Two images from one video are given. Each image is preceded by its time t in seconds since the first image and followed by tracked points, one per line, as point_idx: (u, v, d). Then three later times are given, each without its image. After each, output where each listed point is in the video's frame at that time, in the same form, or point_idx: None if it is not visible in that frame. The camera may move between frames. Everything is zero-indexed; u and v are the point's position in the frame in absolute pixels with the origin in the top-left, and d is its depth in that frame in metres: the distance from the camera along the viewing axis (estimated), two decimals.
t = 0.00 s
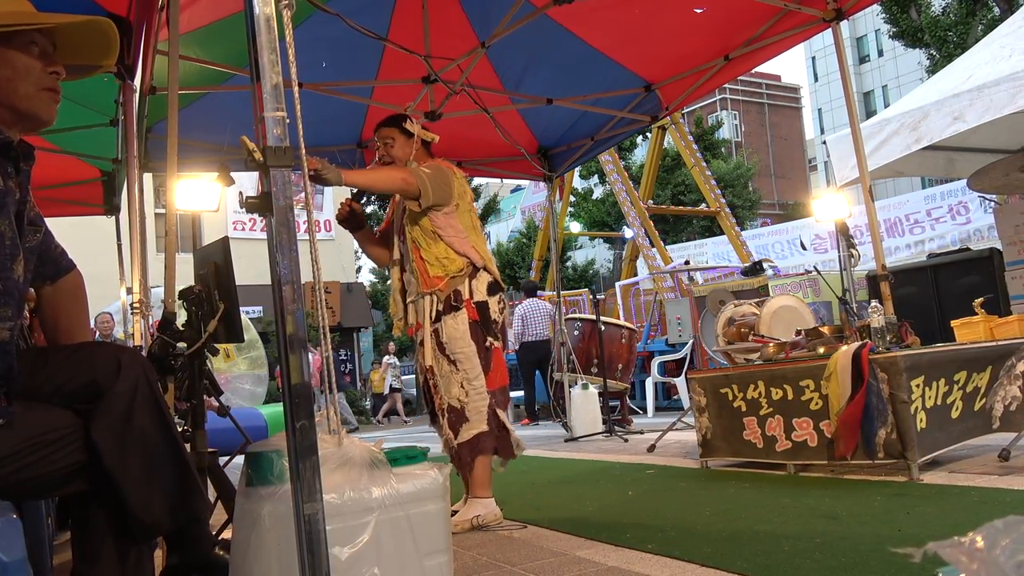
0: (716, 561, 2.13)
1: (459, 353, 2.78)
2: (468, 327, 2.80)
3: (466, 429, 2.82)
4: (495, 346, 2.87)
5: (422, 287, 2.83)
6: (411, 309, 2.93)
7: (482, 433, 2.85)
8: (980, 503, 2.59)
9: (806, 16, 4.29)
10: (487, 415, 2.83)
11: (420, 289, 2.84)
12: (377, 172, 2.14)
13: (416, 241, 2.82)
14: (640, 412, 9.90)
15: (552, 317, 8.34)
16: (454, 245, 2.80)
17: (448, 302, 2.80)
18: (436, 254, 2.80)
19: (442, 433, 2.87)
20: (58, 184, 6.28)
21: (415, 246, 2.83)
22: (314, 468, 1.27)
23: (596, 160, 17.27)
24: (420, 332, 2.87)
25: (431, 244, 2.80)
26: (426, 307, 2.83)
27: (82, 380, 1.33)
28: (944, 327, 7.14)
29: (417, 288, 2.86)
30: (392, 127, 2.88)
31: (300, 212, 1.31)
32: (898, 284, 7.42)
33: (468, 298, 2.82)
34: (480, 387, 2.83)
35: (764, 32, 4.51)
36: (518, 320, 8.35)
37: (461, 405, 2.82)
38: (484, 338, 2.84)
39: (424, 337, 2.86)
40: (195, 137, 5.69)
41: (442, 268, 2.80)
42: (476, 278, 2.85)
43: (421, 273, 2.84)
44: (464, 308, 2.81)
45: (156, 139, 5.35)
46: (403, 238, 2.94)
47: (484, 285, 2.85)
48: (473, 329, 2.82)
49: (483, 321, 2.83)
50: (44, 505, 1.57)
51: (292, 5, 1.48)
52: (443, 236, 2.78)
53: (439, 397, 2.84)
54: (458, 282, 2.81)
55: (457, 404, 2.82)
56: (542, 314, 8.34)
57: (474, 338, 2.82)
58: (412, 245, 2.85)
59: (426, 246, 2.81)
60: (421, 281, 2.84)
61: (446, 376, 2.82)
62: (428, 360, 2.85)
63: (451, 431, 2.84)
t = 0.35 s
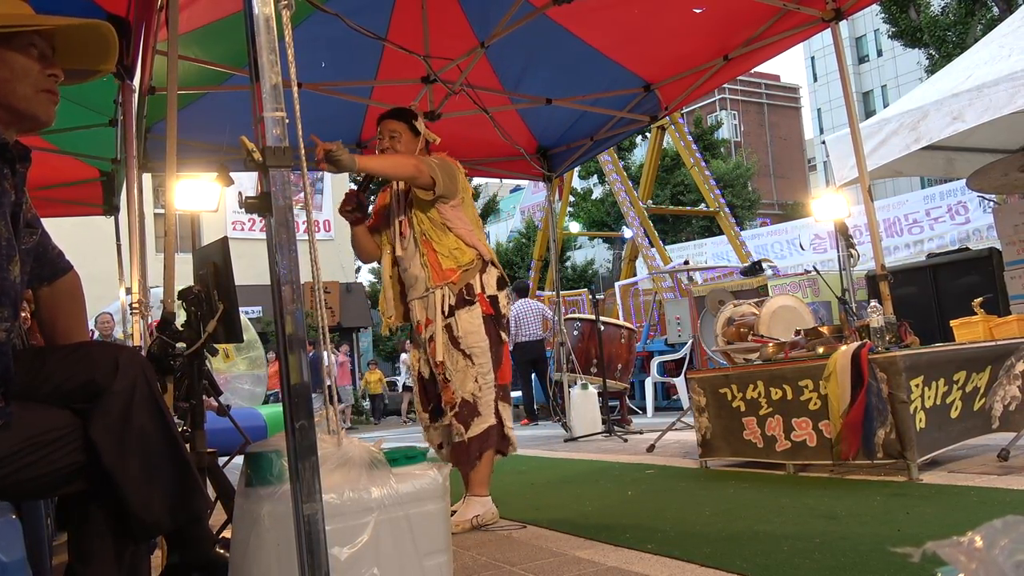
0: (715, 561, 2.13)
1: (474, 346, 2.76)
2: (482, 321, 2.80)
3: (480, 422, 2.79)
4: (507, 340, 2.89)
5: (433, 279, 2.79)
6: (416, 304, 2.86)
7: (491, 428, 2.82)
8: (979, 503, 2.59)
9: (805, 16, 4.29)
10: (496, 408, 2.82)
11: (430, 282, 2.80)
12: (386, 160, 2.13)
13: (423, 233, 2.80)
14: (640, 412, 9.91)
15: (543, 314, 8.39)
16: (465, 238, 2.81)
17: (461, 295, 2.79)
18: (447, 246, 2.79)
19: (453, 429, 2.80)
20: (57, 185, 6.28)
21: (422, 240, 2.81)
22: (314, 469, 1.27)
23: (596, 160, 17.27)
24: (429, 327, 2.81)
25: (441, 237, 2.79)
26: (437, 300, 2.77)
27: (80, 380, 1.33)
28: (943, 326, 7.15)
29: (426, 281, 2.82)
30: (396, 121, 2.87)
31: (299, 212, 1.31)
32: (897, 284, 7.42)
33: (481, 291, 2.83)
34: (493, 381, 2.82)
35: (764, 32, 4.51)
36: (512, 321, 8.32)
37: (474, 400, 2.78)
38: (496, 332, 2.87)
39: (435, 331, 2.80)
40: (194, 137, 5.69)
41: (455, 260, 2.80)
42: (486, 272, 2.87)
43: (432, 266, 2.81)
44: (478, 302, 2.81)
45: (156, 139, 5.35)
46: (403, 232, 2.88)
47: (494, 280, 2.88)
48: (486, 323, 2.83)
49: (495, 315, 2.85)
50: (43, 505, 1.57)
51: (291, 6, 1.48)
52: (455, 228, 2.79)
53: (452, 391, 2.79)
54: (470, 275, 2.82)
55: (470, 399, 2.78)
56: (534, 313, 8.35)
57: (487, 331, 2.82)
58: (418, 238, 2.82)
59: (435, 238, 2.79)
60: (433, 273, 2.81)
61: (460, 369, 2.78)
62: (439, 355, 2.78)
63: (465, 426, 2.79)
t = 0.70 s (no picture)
0: (715, 561, 2.14)
1: (479, 347, 2.77)
2: (487, 323, 2.82)
3: (483, 423, 2.79)
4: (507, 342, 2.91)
5: (438, 277, 2.78)
6: (416, 302, 2.83)
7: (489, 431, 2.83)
8: (978, 503, 2.60)
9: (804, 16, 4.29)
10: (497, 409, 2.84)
11: (435, 280, 2.78)
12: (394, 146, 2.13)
13: (429, 230, 2.80)
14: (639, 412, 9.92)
15: (537, 314, 8.38)
16: (471, 236, 2.84)
17: (467, 295, 2.79)
18: (454, 244, 2.80)
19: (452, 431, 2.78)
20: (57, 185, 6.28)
21: (431, 236, 2.80)
22: (313, 468, 1.28)
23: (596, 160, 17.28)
24: (430, 326, 2.79)
25: (449, 234, 2.80)
26: (441, 299, 2.77)
27: (80, 379, 1.33)
28: (943, 326, 7.16)
29: (430, 278, 2.80)
30: (392, 116, 2.86)
31: (299, 213, 1.31)
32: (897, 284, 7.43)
33: (486, 291, 2.85)
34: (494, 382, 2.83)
35: (764, 32, 4.51)
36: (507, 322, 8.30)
37: (477, 401, 2.79)
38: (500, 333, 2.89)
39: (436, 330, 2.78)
40: (194, 138, 5.69)
41: (462, 258, 2.81)
42: (490, 273, 2.89)
43: (437, 263, 2.79)
44: (483, 303, 2.82)
45: (156, 140, 5.36)
46: (408, 227, 2.87)
47: (497, 281, 2.90)
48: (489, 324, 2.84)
49: (499, 316, 2.88)
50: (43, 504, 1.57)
51: (290, 6, 1.48)
52: (462, 225, 2.81)
53: (455, 393, 2.77)
54: (476, 274, 2.83)
55: (473, 400, 2.78)
56: (529, 313, 8.34)
57: (490, 333, 2.83)
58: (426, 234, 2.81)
59: (442, 235, 2.80)
60: (438, 270, 2.79)
61: (464, 370, 2.78)
62: (442, 356, 2.76)
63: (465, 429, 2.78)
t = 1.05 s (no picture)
0: (714, 561, 2.14)
1: (482, 356, 2.75)
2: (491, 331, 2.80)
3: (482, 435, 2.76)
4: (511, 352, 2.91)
5: (444, 283, 2.78)
6: (421, 307, 2.83)
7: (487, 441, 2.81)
8: (978, 503, 2.60)
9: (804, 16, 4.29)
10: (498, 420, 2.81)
11: (441, 286, 2.79)
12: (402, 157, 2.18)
13: (437, 236, 2.81)
14: (639, 412, 9.93)
15: (536, 317, 8.40)
16: (480, 244, 2.84)
17: (473, 303, 2.78)
18: (461, 252, 2.80)
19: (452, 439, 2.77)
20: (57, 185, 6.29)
21: (438, 240, 2.81)
22: (313, 469, 1.28)
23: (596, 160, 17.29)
24: (435, 332, 2.79)
25: (458, 241, 2.81)
26: (446, 306, 2.76)
27: (81, 379, 1.33)
28: (942, 327, 7.16)
29: (436, 284, 2.80)
30: (391, 124, 2.87)
31: (298, 213, 1.31)
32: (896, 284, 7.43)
33: (492, 300, 2.84)
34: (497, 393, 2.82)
35: (764, 32, 4.51)
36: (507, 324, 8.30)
37: (479, 412, 2.75)
38: (503, 342, 2.88)
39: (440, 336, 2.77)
40: (193, 138, 5.69)
41: (469, 266, 2.81)
42: (498, 281, 2.88)
43: (444, 270, 2.80)
44: (489, 311, 2.81)
45: (155, 140, 5.36)
46: (414, 232, 2.86)
47: (504, 289, 2.89)
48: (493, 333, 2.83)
49: (504, 326, 2.87)
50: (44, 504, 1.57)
51: (290, 6, 1.48)
52: (470, 232, 2.82)
53: (455, 402, 2.74)
54: (484, 282, 2.83)
55: (474, 411, 2.75)
56: (529, 316, 8.34)
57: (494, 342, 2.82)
58: (434, 241, 2.82)
59: (450, 241, 2.80)
60: (446, 278, 2.79)
61: (466, 379, 2.76)
62: (444, 364, 2.74)
63: (463, 439, 2.76)
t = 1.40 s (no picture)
0: (714, 561, 2.14)
1: (473, 370, 2.78)
2: (486, 345, 2.81)
3: (477, 446, 2.80)
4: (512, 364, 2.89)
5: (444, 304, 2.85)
6: (427, 319, 2.94)
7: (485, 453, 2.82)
8: (978, 503, 2.60)
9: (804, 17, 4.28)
10: (497, 432, 2.82)
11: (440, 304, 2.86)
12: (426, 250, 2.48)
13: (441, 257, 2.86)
14: (639, 412, 9.94)
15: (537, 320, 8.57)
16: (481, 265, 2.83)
17: (467, 318, 2.82)
18: (461, 270, 2.83)
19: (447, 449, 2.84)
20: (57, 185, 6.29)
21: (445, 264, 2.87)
22: (313, 470, 1.28)
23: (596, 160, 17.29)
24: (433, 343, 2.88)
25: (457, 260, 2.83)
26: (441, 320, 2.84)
27: (81, 378, 1.33)
28: (942, 327, 7.16)
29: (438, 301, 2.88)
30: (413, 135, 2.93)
31: (298, 213, 1.31)
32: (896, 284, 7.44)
33: (488, 314, 2.83)
34: (492, 407, 2.82)
35: (764, 33, 4.51)
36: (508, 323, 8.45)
37: (470, 424, 2.80)
38: (503, 356, 2.86)
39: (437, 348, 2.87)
40: (193, 138, 5.69)
41: (469, 289, 2.83)
42: (498, 295, 2.86)
43: (448, 293, 2.85)
44: (484, 325, 2.82)
45: (156, 140, 5.36)
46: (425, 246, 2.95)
47: (504, 303, 2.87)
48: (490, 347, 2.84)
49: (502, 339, 2.85)
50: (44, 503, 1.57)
51: (290, 6, 1.48)
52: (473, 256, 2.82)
53: (446, 413, 2.82)
54: (480, 298, 2.83)
55: (465, 423, 2.80)
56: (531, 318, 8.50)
57: (490, 356, 2.83)
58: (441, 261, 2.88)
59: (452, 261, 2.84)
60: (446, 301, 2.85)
61: (459, 393, 2.81)
62: (437, 375, 2.83)
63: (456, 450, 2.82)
